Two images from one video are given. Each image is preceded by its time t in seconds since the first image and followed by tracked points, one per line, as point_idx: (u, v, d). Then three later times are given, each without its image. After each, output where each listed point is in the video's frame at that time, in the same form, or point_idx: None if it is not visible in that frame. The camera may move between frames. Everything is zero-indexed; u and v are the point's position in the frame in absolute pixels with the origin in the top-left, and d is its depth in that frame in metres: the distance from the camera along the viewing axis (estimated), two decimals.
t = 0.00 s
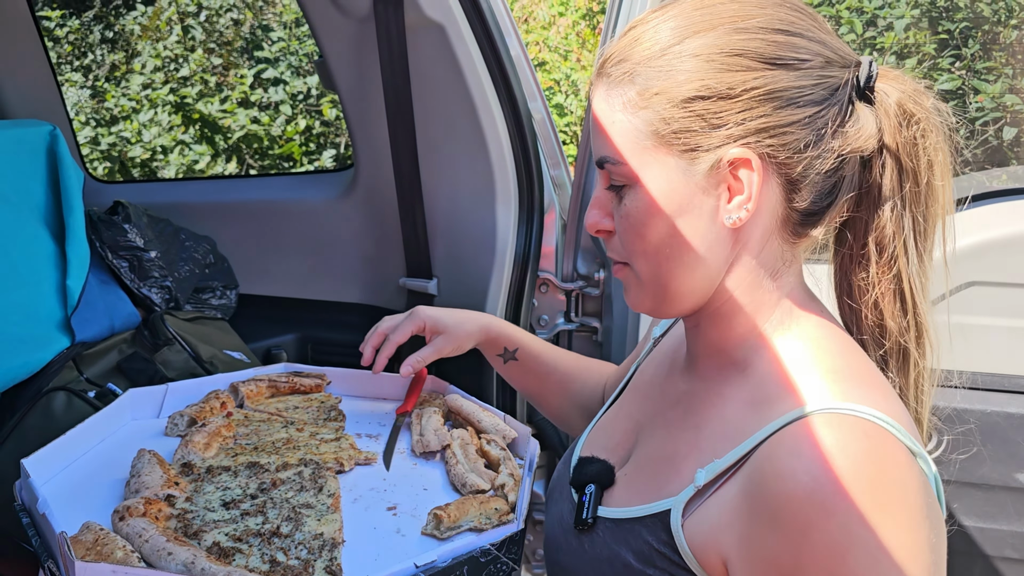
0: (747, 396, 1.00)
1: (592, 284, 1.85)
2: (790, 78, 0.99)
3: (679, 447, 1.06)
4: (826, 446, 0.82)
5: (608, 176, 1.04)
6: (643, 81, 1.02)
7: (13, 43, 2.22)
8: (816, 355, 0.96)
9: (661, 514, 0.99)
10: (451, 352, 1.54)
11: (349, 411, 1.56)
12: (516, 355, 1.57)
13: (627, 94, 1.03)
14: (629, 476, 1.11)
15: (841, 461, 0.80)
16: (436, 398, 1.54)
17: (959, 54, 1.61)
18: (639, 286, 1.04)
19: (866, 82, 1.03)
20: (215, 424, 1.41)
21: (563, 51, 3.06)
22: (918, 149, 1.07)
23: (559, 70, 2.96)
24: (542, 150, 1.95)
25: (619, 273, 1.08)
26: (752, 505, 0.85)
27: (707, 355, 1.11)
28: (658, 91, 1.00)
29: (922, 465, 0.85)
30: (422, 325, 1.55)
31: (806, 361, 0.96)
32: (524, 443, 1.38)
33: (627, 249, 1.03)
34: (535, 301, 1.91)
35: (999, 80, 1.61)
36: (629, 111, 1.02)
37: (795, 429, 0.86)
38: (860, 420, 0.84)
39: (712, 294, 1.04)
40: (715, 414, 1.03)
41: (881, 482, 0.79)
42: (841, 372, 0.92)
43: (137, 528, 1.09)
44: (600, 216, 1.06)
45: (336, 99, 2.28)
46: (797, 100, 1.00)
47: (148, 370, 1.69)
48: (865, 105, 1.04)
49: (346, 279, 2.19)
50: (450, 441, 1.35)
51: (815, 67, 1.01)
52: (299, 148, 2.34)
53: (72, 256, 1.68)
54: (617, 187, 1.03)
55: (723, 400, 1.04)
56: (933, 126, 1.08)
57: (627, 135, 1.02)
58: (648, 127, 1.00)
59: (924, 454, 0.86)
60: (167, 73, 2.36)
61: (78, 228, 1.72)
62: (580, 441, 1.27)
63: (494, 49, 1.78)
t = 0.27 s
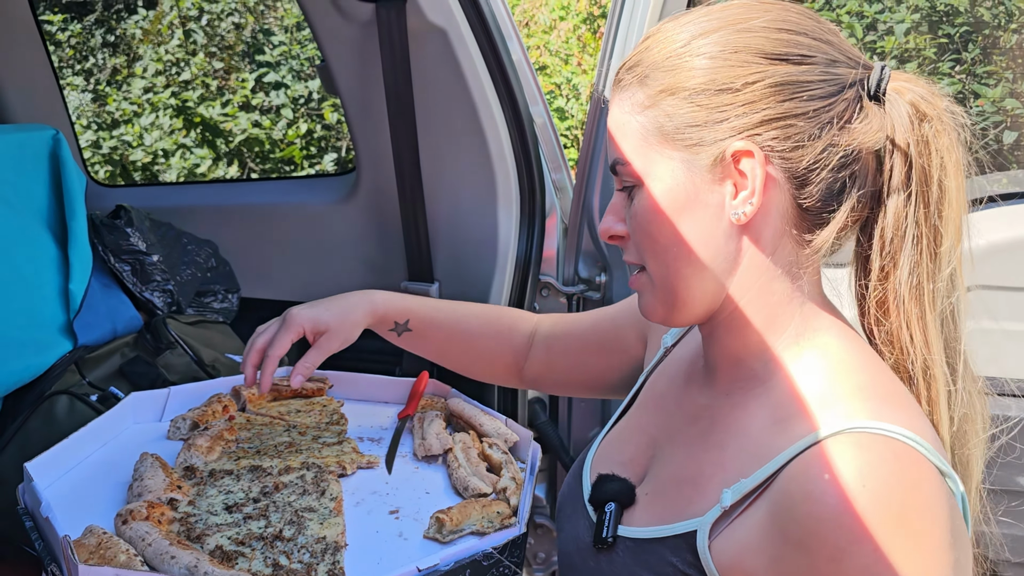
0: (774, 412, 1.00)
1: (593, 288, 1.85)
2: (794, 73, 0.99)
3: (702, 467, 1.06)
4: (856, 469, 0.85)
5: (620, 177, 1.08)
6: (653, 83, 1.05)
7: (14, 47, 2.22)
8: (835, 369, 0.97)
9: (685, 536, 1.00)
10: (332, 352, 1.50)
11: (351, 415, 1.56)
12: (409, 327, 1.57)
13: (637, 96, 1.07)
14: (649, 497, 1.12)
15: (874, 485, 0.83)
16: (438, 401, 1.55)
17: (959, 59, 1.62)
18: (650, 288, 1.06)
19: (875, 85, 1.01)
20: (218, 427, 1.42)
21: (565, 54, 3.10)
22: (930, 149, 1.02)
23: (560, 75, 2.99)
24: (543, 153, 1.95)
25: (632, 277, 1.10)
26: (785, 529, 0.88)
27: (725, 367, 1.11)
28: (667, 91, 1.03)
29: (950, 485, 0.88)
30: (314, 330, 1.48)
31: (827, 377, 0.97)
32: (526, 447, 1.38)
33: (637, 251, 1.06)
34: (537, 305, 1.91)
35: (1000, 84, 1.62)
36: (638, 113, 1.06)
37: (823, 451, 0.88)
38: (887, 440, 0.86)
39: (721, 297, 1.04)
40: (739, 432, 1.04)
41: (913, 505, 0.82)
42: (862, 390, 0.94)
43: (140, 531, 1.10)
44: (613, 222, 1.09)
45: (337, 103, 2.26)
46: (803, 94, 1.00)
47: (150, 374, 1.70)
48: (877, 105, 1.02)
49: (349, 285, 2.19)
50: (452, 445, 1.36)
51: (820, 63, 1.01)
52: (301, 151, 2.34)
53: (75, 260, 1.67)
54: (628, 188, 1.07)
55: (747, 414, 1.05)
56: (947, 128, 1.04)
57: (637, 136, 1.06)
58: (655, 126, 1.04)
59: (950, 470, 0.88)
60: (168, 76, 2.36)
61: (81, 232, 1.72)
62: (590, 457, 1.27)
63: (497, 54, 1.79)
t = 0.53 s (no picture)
0: (771, 407, 1.02)
1: (591, 292, 1.85)
2: (766, 82, 1.03)
3: (704, 464, 1.07)
4: (863, 448, 0.89)
5: (595, 179, 1.09)
6: (629, 85, 1.07)
7: (12, 47, 2.24)
8: (823, 357, 1.02)
9: (698, 535, 1.00)
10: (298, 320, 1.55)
11: (348, 420, 1.56)
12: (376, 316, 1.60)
13: (613, 99, 1.09)
14: (653, 498, 1.11)
15: (883, 461, 0.87)
16: (434, 406, 1.55)
17: (956, 62, 1.63)
18: (625, 288, 1.08)
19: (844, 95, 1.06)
20: (215, 432, 1.43)
21: (563, 58, 3.11)
22: (898, 156, 1.05)
23: (558, 79, 3.00)
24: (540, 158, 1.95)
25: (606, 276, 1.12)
26: (802, 516, 0.90)
27: (711, 366, 1.14)
28: (643, 95, 1.06)
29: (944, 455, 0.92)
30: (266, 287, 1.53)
31: (814, 366, 1.02)
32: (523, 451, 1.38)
33: (613, 250, 1.08)
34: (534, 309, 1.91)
35: (995, 88, 1.62)
36: (614, 116, 1.08)
37: (826, 435, 0.92)
38: (887, 416, 0.91)
39: (702, 292, 1.07)
40: (734, 426, 1.06)
41: (922, 478, 0.86)
42: (850, 374, 0.98)
43: (136, 537, 1.09)
44: (588, 221, 1.11)
45: (335, 107, 2.27)
46: (774, 103, 1.03)
47: (148, 378, 1.71)
48: (844, 114, 1.07)
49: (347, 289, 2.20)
50: (449, 449, 1.36)
51: (792, 72, 1.05)
52: (298, 155, 2.36)
53: (73, 265, 1.68)
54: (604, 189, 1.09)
55: (741, 409, 1.07)
56: (915, 136, 1.07)
57: (613, 139, 1.07)
58: (632, 129, 1.06)
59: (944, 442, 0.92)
60: (167, 81, 2.36)
61: (78, 237, 1.72)
62: (584, 462, 1.27)
63: (495, 62, 1.79)
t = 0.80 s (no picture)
0: (757, 392, 1.06)
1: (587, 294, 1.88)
2: (736, 85, 1.08)
3: (692, 450, 1.10)
4: (845, 425, 0.92)
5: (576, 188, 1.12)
6: (604, 94, 1.11)
7: (10, 50, 2.25)
8: (805, 344, 1.06)
9: (689, 516, 1.03)
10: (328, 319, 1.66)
11: (346, 422, 1.56)
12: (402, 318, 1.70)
13: (588, 109, 1.11)
14: (646, 486, 1.14)
15: (863, 435, 0.90)
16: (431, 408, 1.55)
17: (953, 64, 1.62)
18: (610, 292, 1.11)
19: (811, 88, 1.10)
20: (211, 434, 1.42)
21: (561, 61, 3.17)
22: (862, 147, 1.11)
23: (555, 80, 3.10)
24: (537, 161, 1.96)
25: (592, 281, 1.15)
26: (785, 492, 0.94)
27: (698, 358, 1.18)
28: (618, 103, 1.09)
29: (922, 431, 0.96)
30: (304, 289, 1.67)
31: (796, 352, 1.05)
32: (519, 453, 1.38)
33: (597, 256, 1.10)
34: (529, 310, 1.93)
35: (992, 90, 1.62)
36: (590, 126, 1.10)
37: (809, 413, 0.96)
38: (867, 394, 0.95)
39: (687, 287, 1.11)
40: (719, 414, 1.09)
41: (901, 449, 0.89)
42: (830, 356, 1.02)
43: (132, 539, 1.10)
44: (571, 229, 1.13)
45: (333, 110, 2.28)
46: (744, 104, 1.08)
47: (144, 381, 1.69)
48: (810, 109, 1.11)
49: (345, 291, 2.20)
50: (444, 452, 1.36)
51: (759, 73, 1.09)
52: (297, 158, 2.35)
53: (70, 268, 1.68)
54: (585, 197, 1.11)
55: (726, 396, 1.10)
56: (876, 127, 1.14)
57: (589, 148, 1.10)
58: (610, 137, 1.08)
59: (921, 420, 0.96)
60: (165, 84, 2.37)
61: (75, 239, 1.72)
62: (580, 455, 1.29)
63: (491, 64, 1.80)
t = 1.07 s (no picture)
0: (739, 372, 1.07)
1: (586, 295, 1.85)
2: (734, 79, 1.08)
3: (680, 432, 1.11)
4: (816, 407, 0.93)
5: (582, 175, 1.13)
6: (610, 88, 1.12)
7: (10, 50, 2.25)
8: (795, 330, 1.05)
9: (667, 493, 1.05)
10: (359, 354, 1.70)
11: (344, 421, 1.56)
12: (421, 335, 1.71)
13: (595, 101, 1.14)
14: (633, 467, 1.15)
15: (829, 417, 0.91)
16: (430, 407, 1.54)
17: (952, 64, 1.62)
18: (611, 275, 1.12)
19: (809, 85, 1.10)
20: (208, 433, 1.42)
21: (561, 61, 3.18)
22: (858, 142, 1.11)
23: (555, 80, 3.10)
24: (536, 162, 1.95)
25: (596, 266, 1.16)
26: (752, 467, 0.95)
27: (692, 345, 1.18)
28: (622, 93, 1.10)
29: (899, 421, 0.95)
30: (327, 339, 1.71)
31: (782, 336, 1.05)
32: (516, 453, 1.38)
33: (599, 240, 1.11)
34: (529, 310, 1.92)
35: (992, 89, 1.62)
36: (598, 115, 1.12)
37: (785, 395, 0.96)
38: (840, 380, 0.95)
39: (684, 273, 1.10)
40: (707, 397, 1.10)
41: (865, 434, 0.90)
42: (813, 342, 1.02)
43: (129, 537, 1.10)
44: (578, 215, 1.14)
45: (332, 110, 2.27)
46: (742, 97, 1.08)
47: (142, 381, 1.69)
48: (809, 105, 1.11)
49: (343, 290, 2.20)
50: (442, 451, 1.36)
51: (758, 68, 1.10)
52: (296, 158, 2.35)
53: (69, 267, 1.68)
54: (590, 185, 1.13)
55: (715, 381, 1.10)
56: (873, 124, 1.13)
57: (595, 136, 1.11)
58: (614, 125, 1.10)
59: (899, 409, 0.95)
60: (164, 84, 2.37)
61: (74, 237, 1.72)
62: (579, 440, 1.30)
63: (490, 63, 1.79)
